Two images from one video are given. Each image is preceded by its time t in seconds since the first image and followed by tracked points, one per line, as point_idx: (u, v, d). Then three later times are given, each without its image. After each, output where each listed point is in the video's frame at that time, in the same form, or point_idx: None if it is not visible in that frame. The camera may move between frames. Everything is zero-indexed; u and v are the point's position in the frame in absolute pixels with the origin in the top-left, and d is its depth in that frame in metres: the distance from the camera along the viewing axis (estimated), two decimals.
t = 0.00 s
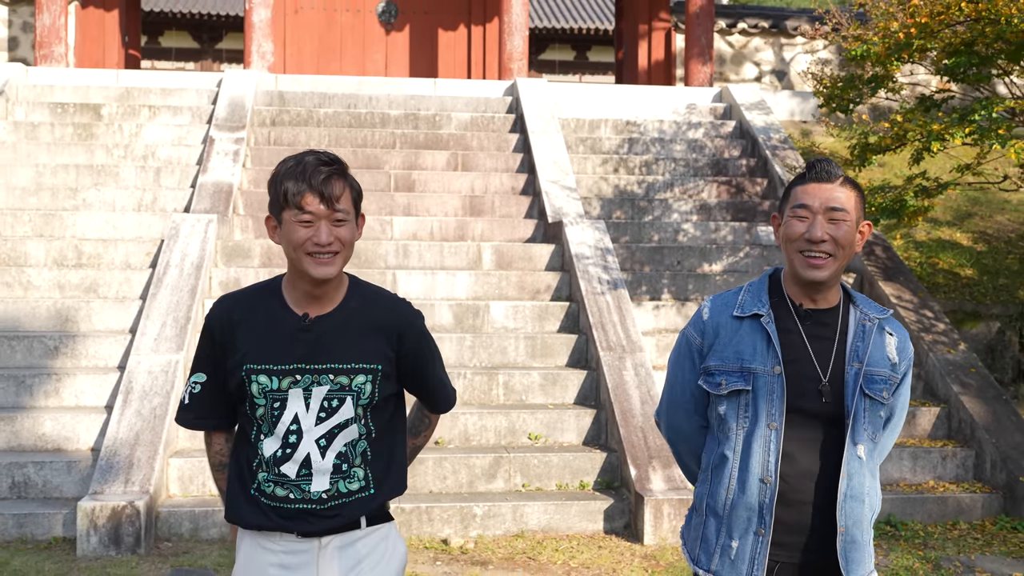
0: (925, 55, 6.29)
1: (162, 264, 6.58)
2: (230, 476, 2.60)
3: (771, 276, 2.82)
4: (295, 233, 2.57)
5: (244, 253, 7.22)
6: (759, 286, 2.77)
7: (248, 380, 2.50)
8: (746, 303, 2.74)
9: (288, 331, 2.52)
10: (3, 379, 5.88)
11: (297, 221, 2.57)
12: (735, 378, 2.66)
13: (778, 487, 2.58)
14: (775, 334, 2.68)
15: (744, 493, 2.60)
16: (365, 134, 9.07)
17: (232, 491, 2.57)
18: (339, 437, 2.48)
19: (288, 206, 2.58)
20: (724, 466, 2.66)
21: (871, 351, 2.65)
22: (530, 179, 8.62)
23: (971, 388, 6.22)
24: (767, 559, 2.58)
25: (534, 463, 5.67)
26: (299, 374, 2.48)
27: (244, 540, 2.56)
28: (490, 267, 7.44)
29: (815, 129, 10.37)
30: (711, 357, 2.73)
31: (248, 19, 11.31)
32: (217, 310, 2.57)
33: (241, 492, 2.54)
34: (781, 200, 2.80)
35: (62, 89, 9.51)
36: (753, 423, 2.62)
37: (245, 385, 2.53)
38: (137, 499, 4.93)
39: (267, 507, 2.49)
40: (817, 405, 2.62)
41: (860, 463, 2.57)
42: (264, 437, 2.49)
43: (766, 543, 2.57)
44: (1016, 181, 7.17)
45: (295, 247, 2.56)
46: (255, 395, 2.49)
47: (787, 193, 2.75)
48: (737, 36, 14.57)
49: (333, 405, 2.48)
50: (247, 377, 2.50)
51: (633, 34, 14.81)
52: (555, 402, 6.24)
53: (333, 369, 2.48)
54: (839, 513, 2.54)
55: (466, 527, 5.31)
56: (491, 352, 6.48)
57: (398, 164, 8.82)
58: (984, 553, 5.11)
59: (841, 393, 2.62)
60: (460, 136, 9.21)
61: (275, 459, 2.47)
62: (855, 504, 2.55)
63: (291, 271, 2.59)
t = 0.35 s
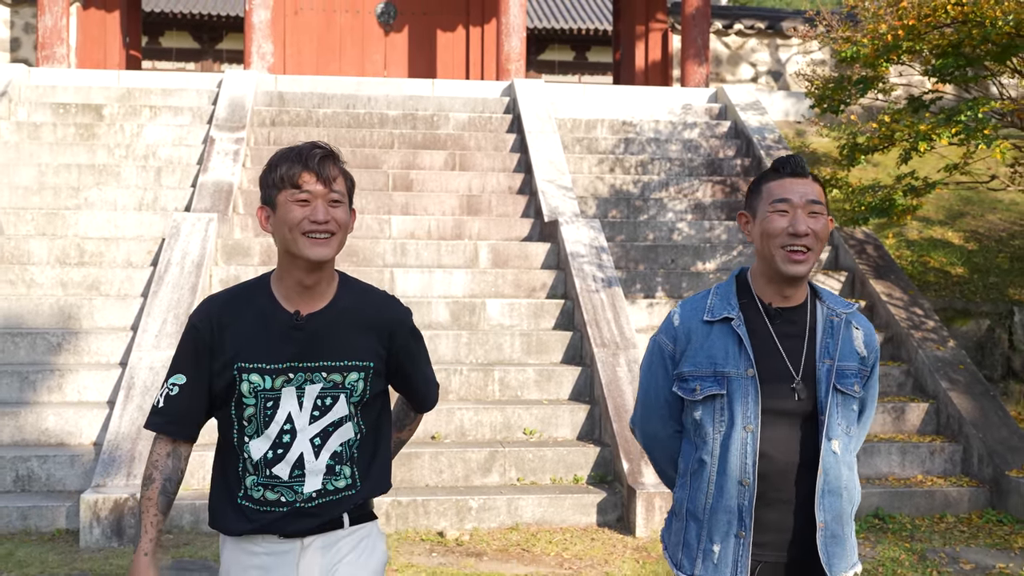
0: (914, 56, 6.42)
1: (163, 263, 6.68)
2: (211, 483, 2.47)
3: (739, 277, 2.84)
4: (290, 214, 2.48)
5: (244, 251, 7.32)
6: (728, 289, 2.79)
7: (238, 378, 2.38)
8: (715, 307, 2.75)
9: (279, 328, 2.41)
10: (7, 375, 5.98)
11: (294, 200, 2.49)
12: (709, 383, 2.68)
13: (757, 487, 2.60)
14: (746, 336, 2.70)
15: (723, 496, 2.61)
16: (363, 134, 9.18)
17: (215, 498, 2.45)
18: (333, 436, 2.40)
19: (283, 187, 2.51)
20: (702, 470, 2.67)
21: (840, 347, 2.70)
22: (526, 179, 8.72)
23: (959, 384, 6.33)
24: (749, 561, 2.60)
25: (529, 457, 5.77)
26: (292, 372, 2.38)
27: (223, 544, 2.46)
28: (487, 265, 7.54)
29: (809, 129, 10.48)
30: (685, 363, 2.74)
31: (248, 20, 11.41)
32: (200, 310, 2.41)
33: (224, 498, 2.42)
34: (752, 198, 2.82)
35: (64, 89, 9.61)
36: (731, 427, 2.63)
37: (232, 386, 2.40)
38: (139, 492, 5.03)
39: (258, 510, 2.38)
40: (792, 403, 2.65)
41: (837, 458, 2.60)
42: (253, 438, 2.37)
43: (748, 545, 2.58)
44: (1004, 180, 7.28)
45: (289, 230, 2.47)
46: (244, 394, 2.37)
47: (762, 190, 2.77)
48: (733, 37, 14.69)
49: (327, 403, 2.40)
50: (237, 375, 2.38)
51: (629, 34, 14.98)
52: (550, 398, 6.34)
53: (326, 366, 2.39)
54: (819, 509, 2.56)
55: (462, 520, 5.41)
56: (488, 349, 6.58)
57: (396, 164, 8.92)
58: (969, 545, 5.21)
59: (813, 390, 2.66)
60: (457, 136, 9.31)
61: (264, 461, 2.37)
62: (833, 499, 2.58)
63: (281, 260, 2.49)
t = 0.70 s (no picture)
0: (909, 61, 6.55)
1: (172, 263, 6.81)
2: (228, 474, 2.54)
3: (692, 275, 2.89)
4: (324, 200, 2.54)
5: (251, 251, 7.45)
6: (680, 288, 2.85)
7: (262, 365, 2.45)
8: (665, 305, 2.82)
9: (301, 315, 2.48)
10: (20, 373, 6.10)
11: (329, 187, 2.55)
12: (663, 380, 2.74)
13: (722, 479, 2.65)
14: (696, 331, 2.75)
15: (683, 490, 2.66)
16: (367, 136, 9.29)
17: (235, 489, 2.51)
18: (357, 423, 2.47)
19: (319, 172, 2.56)
20: (664, 467, 2.73)
21: (792, 332, 2.75)
22: (528, 181, 8.84)
23: (954, 382, 6.44)
24: (711, 554, 2.63)
25: (531, 453, 5.89)
26: (314, 359, 2.45)
27: (243, 534, 2.52)
28: (490, 266, 7.66)
29: (808, 131, 10.60)
30: (640, 363, 2.81)
31: (253, 23, 11.54)
32: (222, 297, 2.48)
33: (243, 490, 2.49)
34: (704, 193, 2.84)
35: (72, 91, 9.73)
36: (686, 420, 2.68)
37: (257, 372, 2.46)
38: (151, 486, 5.15)
39: (281, 499, 2.45)
40: (743, 394, 2.69)
41: (796, 445, 2.64)
42: (276, 427, 2.44)
43: (708, 538, 2.62)
44: (998, 182, 7.40)
45: (321, 216, 2.53)
46: (267, 382, 2.45)
47: (715, 185, 2.79)
48: (733, 40, 14.81)
49: (351, 390, 2.47)
50: (261, 361, 2.45)
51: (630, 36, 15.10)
52: (552, 395, 6.46)
53: (348, 352, 2.47)
54: (781, 496, 2.61)
55: (466, 515, 5.53)
56: (491, 348, 6.70)
57: (400, 165, 9.04)
58: (962, 540, 5.33)
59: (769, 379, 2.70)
60: (460, 138, 9.43)
61: (287, 450, 2.44)
62: (795, 486, 2.62)
63: (307, 245, 2.54)
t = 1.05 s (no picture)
0: (907, 67, 6.70)
1: (186, 264, 6.96)
2: (261, 469, 2.64)
3: (661, 286, 2.98)
4: (370, 204, 2.68)
5: (262, 252, 7.61)
6: (651, 296, 2.93)
7: (304, 363, 2.57)
8: (636, 313, 2.90)
9: (342, 314, 2.62)
10: (39, 371, 6.25)
11: (376, 191, 2.69)
12: (635, 384, 2.82)
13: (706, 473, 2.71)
14: (664, 337, 2.83)
15: (656, 488, 2.75)
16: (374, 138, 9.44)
17: (273, 484, 2.61)
18: (395, 419, 2.63)
19: (367, 176, 2.70)
20: (641, 466, 2.81)
21: (753, 325, 2.79)
22: (533, 183, 8.99)
23: (950, 381, 6.60)
24: (681, 549, 2.71)
25: (538, 450, 6.04)
26: (356, 357, 2.59)
27: (283, 528, 2.61)
28: (496, 267, 7.81)
29: (808, 134, 10.76)
30: (616, 369, 2.89)
31: (261, 27, 11.70)
32: (260, 295, 2.59)
33: (287, 483, 2.60)
34: (670, 201, 2.91)
35: (83, 94, 9.88)
36: (657, 422, 2.76)
37: (296, 370, 2.58)
38: (170, 481, 5.30)
39: (326, 492, 2.58)
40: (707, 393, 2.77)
41: (762, 432, 2.67)
42: (321, 423, 2.57)
43: (676, 532, 2.70)
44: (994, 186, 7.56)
45: (368, 219, 2.67)
46: (311, 380, 2.57)
47: (681, 194, 2.87)
48: (734, 43, 14.96)
49: (389, 388, 2.62)
50: (303, 360, 2.57)
51: (633, 40, 15.24)
52: (558, 394, 6.61)
53: (388, 351, 2.62)
54: (750, 483, 2.65)
55: (475, 510, 5.68)
56: (498, 348, 6.85)
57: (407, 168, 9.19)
58: (958, 534, 5.48)
59: (723, 373, 2.77)
60: (466, 141, 9.58)
61: (333, 445, 2.57)
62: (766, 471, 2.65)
63: (350, 246, 2.69)
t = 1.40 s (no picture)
0: (902, 71, 6.89)
1: (200, 263, 7.14)
2: (273, 460, 2.63)
3: (657, 285, 3.13)
4: (393, 210, 2.68)
5: (274, 252, 7.80)
6: (648, 294, 3.09)
7: (314, 360, 2.57)
8: (632, 312, 3.07)
9: (349, 314, 2.61)
10: (59, 367, 6.43)
11: (398, 198, 2.69)
12: (633, 379, 2.98)
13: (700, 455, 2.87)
14: (657, 335, 2.99)
15: (654, 476, 2.90)
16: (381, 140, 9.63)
17: (285, 474, 2.59)
18: (402, 414, 2.62)
19: (391, 183, 2.70)
20: (641, 456, 2.96)
21: (740, 317, 2.93)
22: (537, 184, 9.18)
23: (945, 377, 6.78)
24: (679, 532, 2.86)
25: (544, 443, 6.22)
26: (364, 355, 2.59)
27: (303, 520, 2.58)
28: (501, 266, 7.99)
29: (806, 136, 10.96)
30: (615, 366, 3.06)
31: (269, 31, 11.90)
32: (271, 293, 2.60)
33: (299, 475, 2.58)
34: (658, 206, 3.06)
35: (96, 97, 10.08)
36: (652, 414, 2.92)
37: (306, 366, 2.58)
38: (188, 473, 5.49)
39: (338, 483, 2.56)
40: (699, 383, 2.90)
41: (747, 417, 2.81)
42: (331, 417, 2.56)
43: (675, 516, 2.85)
44: (987, 187, 7.74)
45: (388, 224, 2.68)
46: (321, 375, 2.56)
47: (668, 199, 3.02)
48: (734, 46, 15.16)
49: (396, 384, 2.62)
50: (313, 357, 2.57)
51: (634, 43, 15.43)
52: (563, 389, 6.80)
53: (394, 349, 2.62)
54: (735, 464, 2.78)
55: (483, 501, 5.86)
56: (504, 344, 7.04)
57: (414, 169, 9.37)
58: (951, 524, 5.67)
59: (714, 365, 2.91)
60: (471, 143, 9.77)
61: (344, 438, 2.56)
62: (750, 453, 2.78)
63: (364, 248, 2.68)
